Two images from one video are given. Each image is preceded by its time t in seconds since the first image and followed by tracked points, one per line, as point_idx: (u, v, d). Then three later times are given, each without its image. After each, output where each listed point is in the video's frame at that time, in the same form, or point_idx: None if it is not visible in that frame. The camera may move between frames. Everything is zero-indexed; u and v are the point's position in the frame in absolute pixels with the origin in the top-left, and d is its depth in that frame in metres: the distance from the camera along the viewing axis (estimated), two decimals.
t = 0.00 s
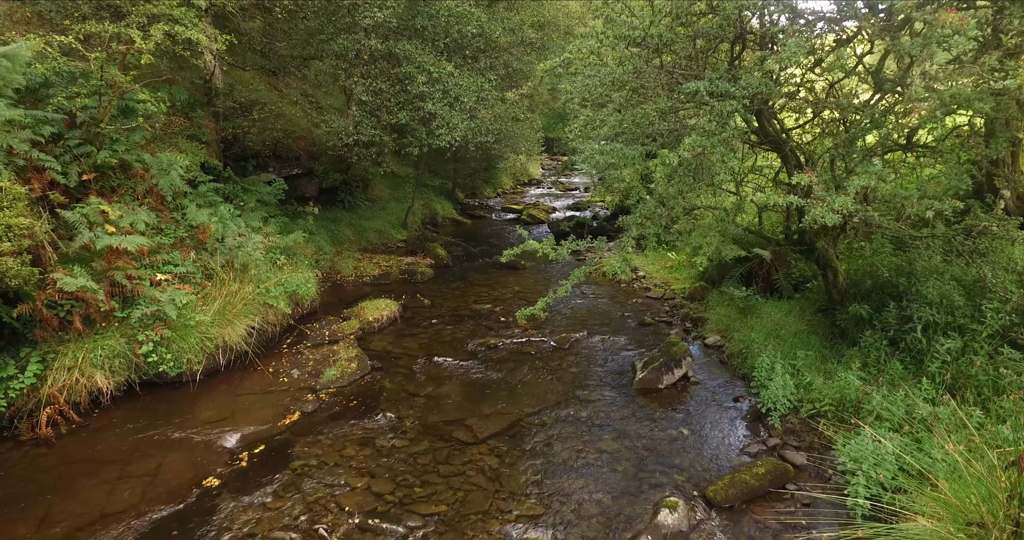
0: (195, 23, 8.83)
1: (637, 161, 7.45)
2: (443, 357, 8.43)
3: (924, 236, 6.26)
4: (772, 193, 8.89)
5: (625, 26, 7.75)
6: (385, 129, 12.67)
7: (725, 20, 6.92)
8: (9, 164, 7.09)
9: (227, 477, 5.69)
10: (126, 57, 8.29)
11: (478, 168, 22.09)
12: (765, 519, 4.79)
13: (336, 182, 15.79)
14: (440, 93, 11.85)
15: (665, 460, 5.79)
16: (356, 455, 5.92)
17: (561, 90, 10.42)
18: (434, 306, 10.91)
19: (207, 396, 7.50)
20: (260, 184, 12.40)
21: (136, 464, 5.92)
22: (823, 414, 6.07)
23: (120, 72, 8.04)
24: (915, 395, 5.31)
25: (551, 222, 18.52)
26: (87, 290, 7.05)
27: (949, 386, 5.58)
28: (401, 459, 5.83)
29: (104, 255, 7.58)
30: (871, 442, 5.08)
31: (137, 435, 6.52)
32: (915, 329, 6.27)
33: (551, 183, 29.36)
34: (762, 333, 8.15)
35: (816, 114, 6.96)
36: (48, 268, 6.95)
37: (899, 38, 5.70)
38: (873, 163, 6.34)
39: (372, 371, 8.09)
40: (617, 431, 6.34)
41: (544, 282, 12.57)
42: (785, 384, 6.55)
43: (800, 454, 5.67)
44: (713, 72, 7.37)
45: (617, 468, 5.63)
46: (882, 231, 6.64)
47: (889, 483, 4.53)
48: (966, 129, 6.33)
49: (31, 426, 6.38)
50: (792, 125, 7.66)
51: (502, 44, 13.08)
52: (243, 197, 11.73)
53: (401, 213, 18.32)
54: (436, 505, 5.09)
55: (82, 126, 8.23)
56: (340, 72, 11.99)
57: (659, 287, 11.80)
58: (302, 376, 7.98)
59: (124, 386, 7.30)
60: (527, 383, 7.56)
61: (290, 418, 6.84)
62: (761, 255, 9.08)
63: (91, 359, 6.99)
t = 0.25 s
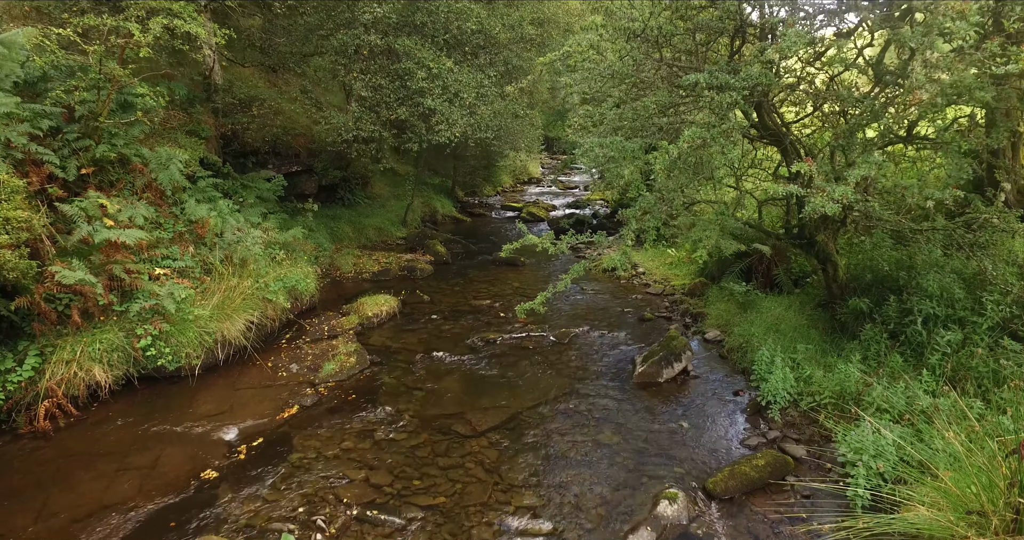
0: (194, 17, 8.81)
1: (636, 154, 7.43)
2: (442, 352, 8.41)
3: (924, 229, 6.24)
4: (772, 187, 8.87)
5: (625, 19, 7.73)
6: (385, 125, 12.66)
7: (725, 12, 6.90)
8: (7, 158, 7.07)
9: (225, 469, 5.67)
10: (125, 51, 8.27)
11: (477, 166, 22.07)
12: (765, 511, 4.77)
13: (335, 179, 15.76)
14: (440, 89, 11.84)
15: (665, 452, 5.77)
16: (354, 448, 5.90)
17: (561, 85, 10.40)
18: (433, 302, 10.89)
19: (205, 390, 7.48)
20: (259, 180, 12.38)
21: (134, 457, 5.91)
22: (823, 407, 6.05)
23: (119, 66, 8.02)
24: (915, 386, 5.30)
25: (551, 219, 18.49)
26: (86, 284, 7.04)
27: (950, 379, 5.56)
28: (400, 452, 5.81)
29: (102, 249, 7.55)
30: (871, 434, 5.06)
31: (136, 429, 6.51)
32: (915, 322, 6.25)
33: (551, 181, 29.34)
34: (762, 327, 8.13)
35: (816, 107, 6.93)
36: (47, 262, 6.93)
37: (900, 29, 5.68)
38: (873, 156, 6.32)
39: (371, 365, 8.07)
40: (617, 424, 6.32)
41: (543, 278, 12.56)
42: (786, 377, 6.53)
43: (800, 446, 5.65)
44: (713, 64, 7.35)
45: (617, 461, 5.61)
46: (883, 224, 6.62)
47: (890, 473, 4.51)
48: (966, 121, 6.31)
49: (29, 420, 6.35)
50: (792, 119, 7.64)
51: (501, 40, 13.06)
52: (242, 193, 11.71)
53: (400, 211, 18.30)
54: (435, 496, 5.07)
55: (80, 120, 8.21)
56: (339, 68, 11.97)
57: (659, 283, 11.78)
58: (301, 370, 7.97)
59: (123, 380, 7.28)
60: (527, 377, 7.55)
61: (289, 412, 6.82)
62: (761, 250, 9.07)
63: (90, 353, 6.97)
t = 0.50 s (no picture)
0: (194, 14, 8.80)
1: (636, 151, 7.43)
2: (442, 350, 8.40)
3: (923, 226, 6.24)
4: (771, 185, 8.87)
5: (624, 17, 7.73)
6: (384, 124, 12.66)
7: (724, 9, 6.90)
8: (6, 155, 7.06)
9: (224, 466, 5.66)
10: (124, 48, 8.26)
11: (477, 165, 22.07)
12: (764, 508, 4.76)
13: (335, 178, 15.75)
14: (440, 88, 11.83)
15: (664, 450, 5.76)
16: (353, 446, 5.89)
17: (562, 83, 10.39)
18: (433, 301, 10.88)
19: (205, 388, 7.48)
20: (258, 179, 12.37)
21: (133, 454, 5.90)
22: (823, 405, 6.05)
23: (118, 63, 8.01)
24: (915, 384, 5.29)
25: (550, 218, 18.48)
26: (85, 281, 7.04)
27: (949, 376, 5.56)
28: (399, 449, 5.80)
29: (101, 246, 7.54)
30: (871, 430, 5.06)
31: (135, 426, 6.50)
32: (915, 320, 6.24)
33: (550, 181, 29.32)
34: (762, 325, 8.13)
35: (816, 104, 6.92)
36: (46, 259, 6.92)
37: (899, 26, 5.68)
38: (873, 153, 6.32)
39: (370, 363, 8.07)
40: (616, 422, 6.31)
41: (543, 277, 12.55)
42: (785, 375, 6.52)
43: (799, 443, 5.64)
44: (713, 62, 7.35)
45: (616, 458, 5.60)
46: (882, 221, 6.62)
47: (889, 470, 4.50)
48: (966, 118, 6.29)
49: (28, 417, 6.34)
50: (792, 116, 7.63)
51: (501, 38, 13.04)
52: (242, 192, 11.70)
53: (400, 210, 18.29)
54: (434, 494, 5.06)
55: (79, 117, 8.20)
56: (339, 66, 11.95)
57: (658, 282, 11.77)
58: (300, 368, 7.95)
59: (122, 377, 7.27)
60: (526, 375, 7.54)
61: (288, 410, 6.81)
62: (760, 248, 9.06)
63: (88, 350, 6.96)
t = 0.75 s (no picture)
0: (194, 14, 8.80)
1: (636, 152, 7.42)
2: (442, 350, 8.40)
3: (924, 227, 6.24)
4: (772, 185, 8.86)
5: (624, 17, 7.72)
6: (384, 124, 12.65)
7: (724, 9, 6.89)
8: (6, 155, 7.06)
9: (225, 467, 5.66)
10: (124, 48, 8.26)
11: (477, 165, 22.07)
12: (764, 509, 4.77)
13: (335, 178, 15.74)
14: (440, 87, 11.82)
15: (665, 450, 5.76)
16: (354, 446, 5.89)
17: (562, 83, 10.38)
18: (433, 301, 10.88)
19: (205, 389, 7.48)
20: (258, 179, 12.36)
21: (134, 455, 5.90)
22: (823, 405, 6.05)
23: (118, 63, 8.00)
24: (916, 385, 5.29)
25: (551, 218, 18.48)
26: (85, 282, 7.04)
27: (950, 376, 5.56)
28: (399, 450, 5.80)
29: (101, 246, 7.54)
30: (872, 431, 5.05)
31: (135, 427, 6.50)
32: (916, 320, 6.24)
33: (550, 180, 29.33)
34: (762, 325, 8.12)
35: (816, 104, 6.92)
36: (46, 259, 6.92)
37: (900, 25, 5.67)
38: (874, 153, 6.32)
39: (370, 363, 8.07)
40: (617, 422, 6.31)
41: (543, 277, 12.55)
42: (786, 375, 6.52)
43: (800, 444, 5.64)
44: (713, 62, 7.34)
45: (616, 458, 5.60)
46: (883, 222, 6.61)
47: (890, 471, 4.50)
48: (967, 118, 6.29)
49: (29, 418, 6.34)
50: (793, 116, 7.62)
51: (501, 38, 13.03)
52: (242, 192, 11.70)
53: (400, 210, 18.29)
54: (435, 494, 5.06)
55: (79, 117, 8.20)
56: (339, 66, 11.95)
57: (658, 282, 11.77)
58: (300, 369, 7.95)
59: (122, 378, 7.27)
60: (526, 375, 7.54)
61: (289, 410, 6.81)
62: (761, 248, 9.06)
63: (89, 351, 6.96)
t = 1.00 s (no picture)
0: (194, 15, 8.79)
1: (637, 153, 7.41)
2: (442, 352, 8.39)
3: (926, 229, 6.22)
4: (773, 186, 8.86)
5: (625, 18, 7.71)
6: (384, 125, 12.65)
7: (725, 10, 6.88)
8: (6, 156, 7.05)
9: (225, 470, 5.65)
10: (124, 49, 8.24)
11: (478, 165, 22.06)
12: (766, 512, 4.76)
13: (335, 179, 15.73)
14: (440, 88, 11.81)
15: (666, 453, 5.75)
16: (354, 449, 5.87)
17: (563, 84, 10.36)
18: (434, 302, 10.86)
19: (205, 391, 7.46)
20: (258, 180, 12.35)
21: (134, 457, 5.89)
22: (825, 408, 6.04)
23: (118, 64, 7.99)
24: (917, 387, 5.28)
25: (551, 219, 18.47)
26: (85, 284, 7.02)
27: (952, 379, 5.55)
28: (400, 453, 5.78)
29: (101, 248, 7.53)
30: (874, 434, 5.04)
31: (135, 429, 6.50)
32: (917, 322, 6.23)
33: (551, 181, 29.34)
34: (763, 327, 8.11)
35: (817, 105, 6.91)
36: (46, 261, 6.91)
37: (902, 27, 5.66)
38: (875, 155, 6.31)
39: (371, 365, 8.05)
40: (618, 425, 6.30)
41: (544, 278, 12.54)
42: (787, 377, 6.50)
43: (802, 446, 5.63)
44: (714, 63, 7.33)
45: (618, 461, 5.59)
46: (885, 224, 6.60)
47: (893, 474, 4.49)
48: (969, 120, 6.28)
49: (29, 420, 6.33)
50: (794, 118, 7.61)
51: (502, 39, 13.01)
52: (242, 193, 11.69)
53: (400, 211, 18.28)
54: (436, 498, 5.04)
55: (79, 119, 8.18)
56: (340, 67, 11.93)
57: (659, 283, 11.77)
58: (300, 371, 7.94)
59: (123, 380, 7.26)
60: (527, 377, 7.53)
61: (289, 412, 6.80)
62: (762, 250, 9.05)
63: (89, 353, 6.95)
